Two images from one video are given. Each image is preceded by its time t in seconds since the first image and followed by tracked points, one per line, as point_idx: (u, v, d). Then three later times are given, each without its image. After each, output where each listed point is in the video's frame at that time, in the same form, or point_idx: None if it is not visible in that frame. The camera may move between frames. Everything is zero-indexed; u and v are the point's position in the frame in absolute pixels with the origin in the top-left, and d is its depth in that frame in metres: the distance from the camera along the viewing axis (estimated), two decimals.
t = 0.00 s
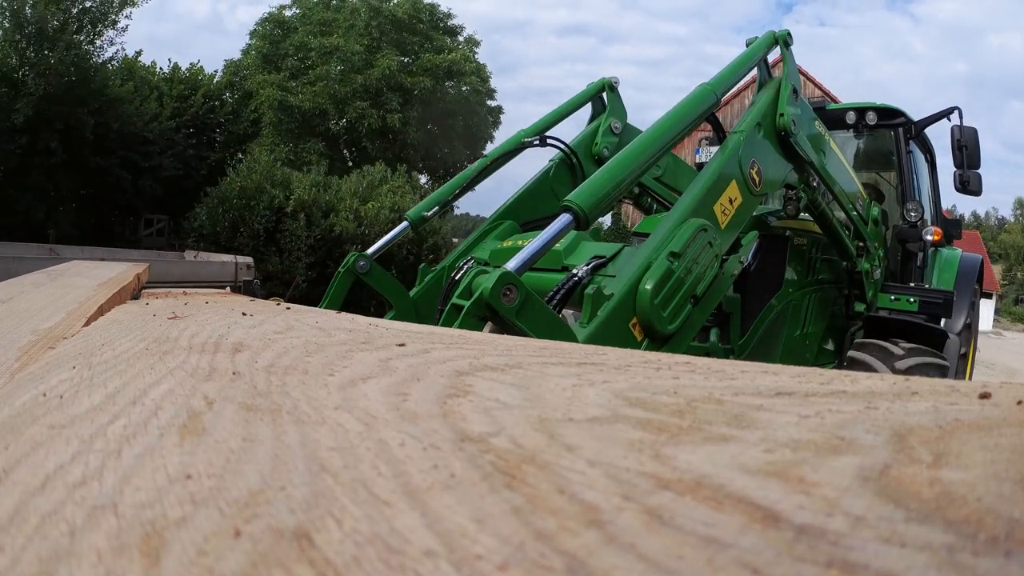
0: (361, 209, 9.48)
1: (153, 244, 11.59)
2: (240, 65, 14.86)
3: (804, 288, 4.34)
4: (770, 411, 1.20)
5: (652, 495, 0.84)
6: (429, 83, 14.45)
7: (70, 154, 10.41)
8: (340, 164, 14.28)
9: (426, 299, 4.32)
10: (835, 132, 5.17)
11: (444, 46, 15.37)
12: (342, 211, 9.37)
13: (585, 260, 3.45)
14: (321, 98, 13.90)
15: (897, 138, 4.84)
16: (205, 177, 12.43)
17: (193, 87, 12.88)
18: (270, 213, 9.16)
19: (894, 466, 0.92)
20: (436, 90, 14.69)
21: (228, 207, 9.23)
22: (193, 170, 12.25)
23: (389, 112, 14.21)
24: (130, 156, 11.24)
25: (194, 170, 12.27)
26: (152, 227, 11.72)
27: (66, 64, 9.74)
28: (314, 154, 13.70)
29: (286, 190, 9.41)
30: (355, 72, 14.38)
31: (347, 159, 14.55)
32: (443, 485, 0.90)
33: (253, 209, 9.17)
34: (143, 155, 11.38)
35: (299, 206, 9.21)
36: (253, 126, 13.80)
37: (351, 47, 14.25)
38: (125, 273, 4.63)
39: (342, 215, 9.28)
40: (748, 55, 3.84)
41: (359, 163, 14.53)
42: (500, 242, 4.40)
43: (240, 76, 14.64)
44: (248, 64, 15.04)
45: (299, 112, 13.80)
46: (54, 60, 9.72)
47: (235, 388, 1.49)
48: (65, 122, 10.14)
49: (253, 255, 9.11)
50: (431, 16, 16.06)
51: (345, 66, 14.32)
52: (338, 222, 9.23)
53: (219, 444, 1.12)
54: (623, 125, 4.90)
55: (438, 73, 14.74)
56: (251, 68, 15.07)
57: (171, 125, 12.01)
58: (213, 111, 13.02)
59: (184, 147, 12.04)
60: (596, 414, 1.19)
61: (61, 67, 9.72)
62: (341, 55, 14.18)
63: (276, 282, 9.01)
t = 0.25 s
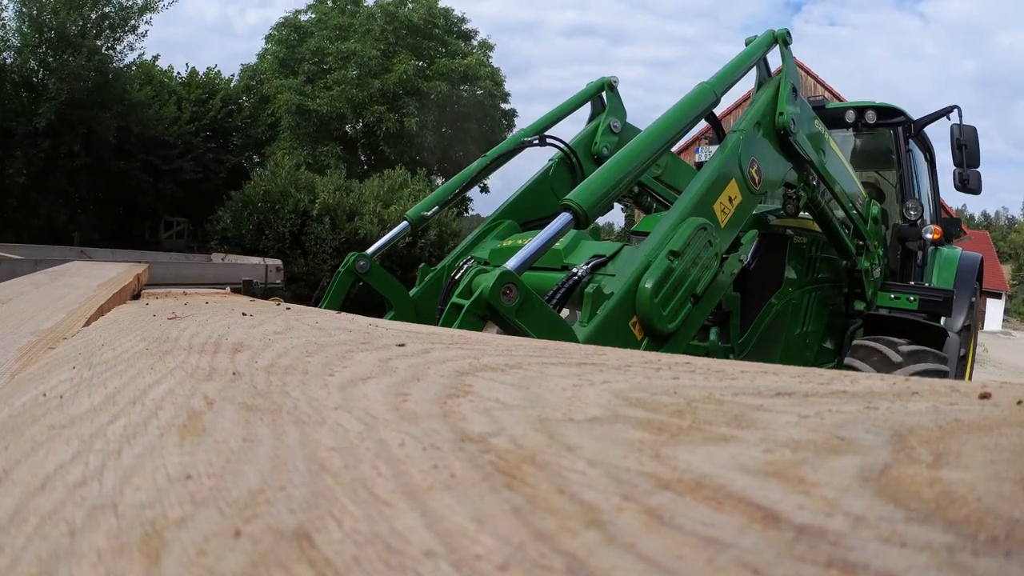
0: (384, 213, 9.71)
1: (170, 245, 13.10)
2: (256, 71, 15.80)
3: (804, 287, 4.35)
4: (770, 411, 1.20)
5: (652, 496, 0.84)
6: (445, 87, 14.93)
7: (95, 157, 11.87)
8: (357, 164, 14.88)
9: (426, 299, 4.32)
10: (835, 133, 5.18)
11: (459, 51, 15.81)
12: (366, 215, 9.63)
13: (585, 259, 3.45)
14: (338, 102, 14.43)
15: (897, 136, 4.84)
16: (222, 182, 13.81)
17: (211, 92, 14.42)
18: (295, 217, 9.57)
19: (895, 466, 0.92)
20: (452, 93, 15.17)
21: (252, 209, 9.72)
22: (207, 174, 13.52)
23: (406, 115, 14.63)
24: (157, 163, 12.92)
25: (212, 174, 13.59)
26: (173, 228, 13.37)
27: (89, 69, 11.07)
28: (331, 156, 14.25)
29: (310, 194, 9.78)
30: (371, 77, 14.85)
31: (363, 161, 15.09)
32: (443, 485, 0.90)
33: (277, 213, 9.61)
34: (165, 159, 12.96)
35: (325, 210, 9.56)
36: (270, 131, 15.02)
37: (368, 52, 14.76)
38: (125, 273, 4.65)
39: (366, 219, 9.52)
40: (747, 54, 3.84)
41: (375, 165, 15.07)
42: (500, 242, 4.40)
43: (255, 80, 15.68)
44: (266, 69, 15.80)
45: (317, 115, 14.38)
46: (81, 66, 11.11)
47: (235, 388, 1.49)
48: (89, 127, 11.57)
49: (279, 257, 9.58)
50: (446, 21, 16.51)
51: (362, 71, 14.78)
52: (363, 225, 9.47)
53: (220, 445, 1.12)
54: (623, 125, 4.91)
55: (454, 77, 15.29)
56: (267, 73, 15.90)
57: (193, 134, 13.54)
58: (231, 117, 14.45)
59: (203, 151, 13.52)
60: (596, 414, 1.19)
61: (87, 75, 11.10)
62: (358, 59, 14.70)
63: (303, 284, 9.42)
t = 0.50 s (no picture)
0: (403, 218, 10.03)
1: (186, 247, 13.44)
2: (269, 78, 16.05)
3: (804, 287, 4.35)
4: (770, 411, 1.20)
5: (652, 496, 0.84)
6: (457, 92, 15.27)
7: (112, 161, 12.21)
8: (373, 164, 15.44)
9: (426, 299, 4.31)
10: (834, 133, 5.18)
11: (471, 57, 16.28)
12: (385, 218, 10.00)
13: (585, 259, 3.45)
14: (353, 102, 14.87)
15: (896, 136, 4.84)
16: (235, 187, 14.00)
17: (225, 98, 14.74)
18: (315, 221, 10.06)
19: (895, 466, 0.92)
20: (465, 98, 15.55)
21: (273, 213, 10.25)
22: (223, 179, 13.78)
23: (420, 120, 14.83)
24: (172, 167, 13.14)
25: (228, 178, 13.86)
26: (188, 231, 13.61)
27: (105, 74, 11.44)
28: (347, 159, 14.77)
29: (329, 199, 10.26)
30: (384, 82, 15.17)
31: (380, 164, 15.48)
32: (443, 485, 0.90)
33: (298, 216, 10.10)
34: (179, 164, 13.21)
35: (344, 214, 10.03)
36: (285, 136, 15.15)
37: (382, 58, 15.11)
38: (125, 273, 4.65)
39: (385, 222, 9.89)
40: (747, 54, 3.84)
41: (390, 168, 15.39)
42: (500, 242, 4.40)
43: (269, 85, 16.07)
44: (279, 73, 16.06)
45: (332, 120, 14.76)
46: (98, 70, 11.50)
47: (235, 388, 1.49)
48: (106, 131, 11.90)
49: (299, 260, 10.08)
50: (457, 26, 17.05)
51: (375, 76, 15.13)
52: (382, 229, 9.82)
53: (219, 445, 1.12)
54: (622, 125, 4.91)
55: (466, 81, 15.73)
56: (279, 78, 16.04)
57: (209, 139, 13.79)
58: (245, 121, 14.59)
59: (219, 155, 13.76)
60: (596, 414, 1.19)
61: (100, 81, 11.42)
62: (372, 65, 15.06)
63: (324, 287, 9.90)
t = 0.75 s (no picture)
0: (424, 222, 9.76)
1: (206, 249, 13.98)
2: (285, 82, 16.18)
3: (804, 286, 4.34)
4: (770, 410, 1.20)
5: (651, 496, 0.84)
6: (472, 95, 14.56)
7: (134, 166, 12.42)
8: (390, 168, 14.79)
9: (426, 299, 4.31)
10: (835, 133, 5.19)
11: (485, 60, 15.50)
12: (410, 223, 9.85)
13: (585, 258, 3.45)
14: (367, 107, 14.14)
15: (897, 135, 4.84)
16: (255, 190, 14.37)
17: (241, 103, 15.23)
18: (338, 223, 10.08)
19: (895, 466, 0.92)
20: (479, 102, 14.84)
21: (296, 216, 10.27)
22: (241, 182, 14.07)
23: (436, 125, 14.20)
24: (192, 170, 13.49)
25: (246, 180, 14.18)
26: (207, 234, 14.10)
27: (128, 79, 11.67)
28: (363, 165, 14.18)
29: (351, 202, 10.30)
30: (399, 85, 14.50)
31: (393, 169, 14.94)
32: (443, 485, 0.90)
33: (320, 220, 10.13)
34: (199, 168, 13.54)
35: (366, 217, 10.04)
36: (301, 139, 15.27)
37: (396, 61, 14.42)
38: (124, 273, 4.64)
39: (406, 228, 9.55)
40: (746, 53, 3.84)
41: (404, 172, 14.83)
42: (501, 241, 4.40)
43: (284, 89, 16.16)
44: (296, 78, 15.84)
45: (346, 124, 14.30)
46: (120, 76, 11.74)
47: (236, 388, 1.49)
48: (127, 135, 12.13)
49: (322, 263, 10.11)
50: (470, 29, 16.19)
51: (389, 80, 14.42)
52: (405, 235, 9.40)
53: (219, 444, 1.12)
54: (622, 124, 4.92)
55: (480, 85, 14.94)
56: (294, 82, 16.02)
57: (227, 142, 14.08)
58: (262, 125, 14.96)
59: (236, 160, 14.07)
60: (596, 414, 1.19)
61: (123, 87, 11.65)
62: (386, 68, 14.35)
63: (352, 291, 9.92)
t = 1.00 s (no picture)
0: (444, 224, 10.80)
1: (224, 248, 14.62)
2: (302, 84, 16.41)
3: (804, 287, 4.35)
4: (770, 411, 1.20)
5: (651, 495, 0.84)
6: (488, 98, 14.75)
7: (155, 165, 13.26)
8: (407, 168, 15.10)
9: (427, 300, 4.30)
10: (835, 134, 5.18)
11: (502, 63, 15.71)
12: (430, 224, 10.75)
13: (585, 259, 3.46)
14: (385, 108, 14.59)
15: (897, 136, 4.84)
16: (275, 189, 15.05)
17: (259, 103, 15.85)
18: (361, 224, 11.31)
19: (895, 466, 0.92)
20: (496, 104, 14.98)
21: (321, 217, 11.50)
22: (257, 181, 14.75)
23: (453, 126, 14.59)
24: (210, 170, 14.30)
25: (262, 180, 14.81)
26: (225, 233, 14.84)
27: (148, 80, 12.53)
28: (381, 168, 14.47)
29: (373, 205, 11.50)
30: (417, 87, 14.94)
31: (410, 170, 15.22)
32: (443, 485, 0.90)
33: (343, 220, 11.33)
34: (217, 167, 14.42)
35: (387, 218, 11.24)
36: (318, 140, 15.68)
37: (413, 64, 14.82)
38: (124, 273, 4.65)
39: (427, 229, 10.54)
40: (747, 54, 3.84)
41: (421, 173, 15.16)
42: (501, 241, 4.39)
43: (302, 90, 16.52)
44: (314, 78, 16.35)
45: (364, 125, 14.74)
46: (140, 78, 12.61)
47: (235, 388, 1.49)
48: (147, 135, 13.00)
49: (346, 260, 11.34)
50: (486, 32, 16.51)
51: (407, 82, 14.88)
52: (426, 236, 10.54)
53: (219, 445, 1.12)
54: (622, 125, 4.93)
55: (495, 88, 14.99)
56: (313, 83, 16.40)
57: (244, 142, 14.86)
58: (279, 125, 15.45)
59: (254, 159, 14.73)
60: (596, 414, 1.19)
61: (144, 89, 12.50)
62: (403, 71, 14.75)
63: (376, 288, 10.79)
